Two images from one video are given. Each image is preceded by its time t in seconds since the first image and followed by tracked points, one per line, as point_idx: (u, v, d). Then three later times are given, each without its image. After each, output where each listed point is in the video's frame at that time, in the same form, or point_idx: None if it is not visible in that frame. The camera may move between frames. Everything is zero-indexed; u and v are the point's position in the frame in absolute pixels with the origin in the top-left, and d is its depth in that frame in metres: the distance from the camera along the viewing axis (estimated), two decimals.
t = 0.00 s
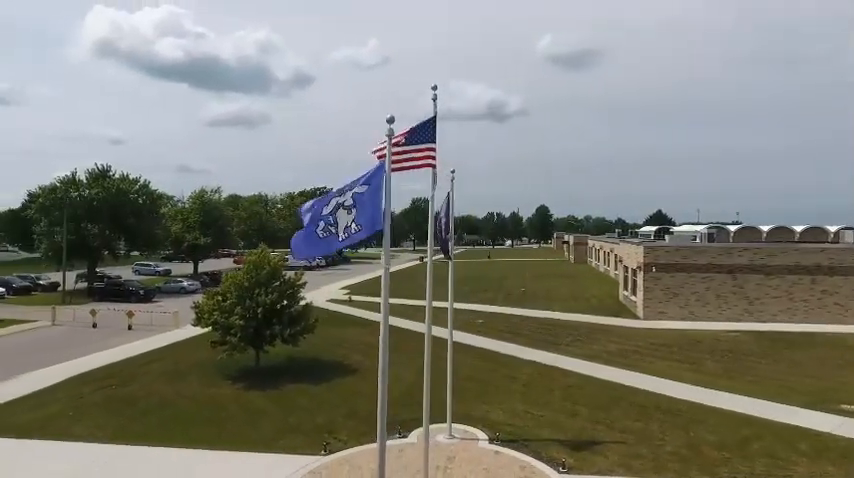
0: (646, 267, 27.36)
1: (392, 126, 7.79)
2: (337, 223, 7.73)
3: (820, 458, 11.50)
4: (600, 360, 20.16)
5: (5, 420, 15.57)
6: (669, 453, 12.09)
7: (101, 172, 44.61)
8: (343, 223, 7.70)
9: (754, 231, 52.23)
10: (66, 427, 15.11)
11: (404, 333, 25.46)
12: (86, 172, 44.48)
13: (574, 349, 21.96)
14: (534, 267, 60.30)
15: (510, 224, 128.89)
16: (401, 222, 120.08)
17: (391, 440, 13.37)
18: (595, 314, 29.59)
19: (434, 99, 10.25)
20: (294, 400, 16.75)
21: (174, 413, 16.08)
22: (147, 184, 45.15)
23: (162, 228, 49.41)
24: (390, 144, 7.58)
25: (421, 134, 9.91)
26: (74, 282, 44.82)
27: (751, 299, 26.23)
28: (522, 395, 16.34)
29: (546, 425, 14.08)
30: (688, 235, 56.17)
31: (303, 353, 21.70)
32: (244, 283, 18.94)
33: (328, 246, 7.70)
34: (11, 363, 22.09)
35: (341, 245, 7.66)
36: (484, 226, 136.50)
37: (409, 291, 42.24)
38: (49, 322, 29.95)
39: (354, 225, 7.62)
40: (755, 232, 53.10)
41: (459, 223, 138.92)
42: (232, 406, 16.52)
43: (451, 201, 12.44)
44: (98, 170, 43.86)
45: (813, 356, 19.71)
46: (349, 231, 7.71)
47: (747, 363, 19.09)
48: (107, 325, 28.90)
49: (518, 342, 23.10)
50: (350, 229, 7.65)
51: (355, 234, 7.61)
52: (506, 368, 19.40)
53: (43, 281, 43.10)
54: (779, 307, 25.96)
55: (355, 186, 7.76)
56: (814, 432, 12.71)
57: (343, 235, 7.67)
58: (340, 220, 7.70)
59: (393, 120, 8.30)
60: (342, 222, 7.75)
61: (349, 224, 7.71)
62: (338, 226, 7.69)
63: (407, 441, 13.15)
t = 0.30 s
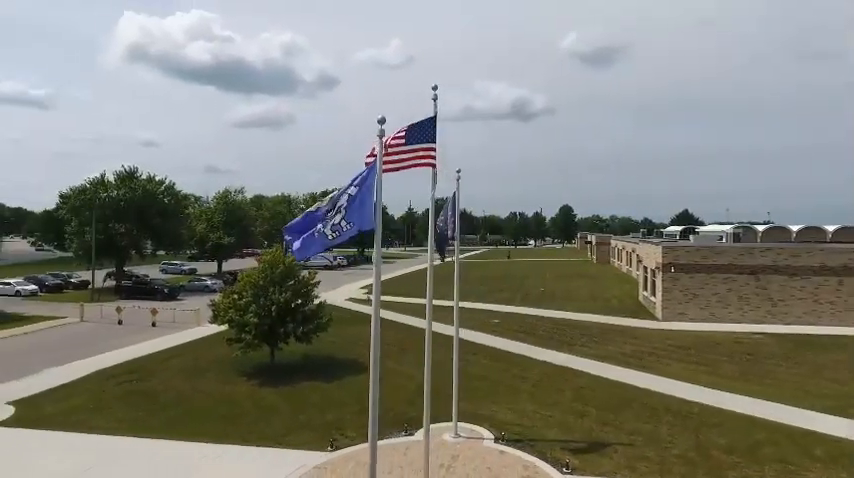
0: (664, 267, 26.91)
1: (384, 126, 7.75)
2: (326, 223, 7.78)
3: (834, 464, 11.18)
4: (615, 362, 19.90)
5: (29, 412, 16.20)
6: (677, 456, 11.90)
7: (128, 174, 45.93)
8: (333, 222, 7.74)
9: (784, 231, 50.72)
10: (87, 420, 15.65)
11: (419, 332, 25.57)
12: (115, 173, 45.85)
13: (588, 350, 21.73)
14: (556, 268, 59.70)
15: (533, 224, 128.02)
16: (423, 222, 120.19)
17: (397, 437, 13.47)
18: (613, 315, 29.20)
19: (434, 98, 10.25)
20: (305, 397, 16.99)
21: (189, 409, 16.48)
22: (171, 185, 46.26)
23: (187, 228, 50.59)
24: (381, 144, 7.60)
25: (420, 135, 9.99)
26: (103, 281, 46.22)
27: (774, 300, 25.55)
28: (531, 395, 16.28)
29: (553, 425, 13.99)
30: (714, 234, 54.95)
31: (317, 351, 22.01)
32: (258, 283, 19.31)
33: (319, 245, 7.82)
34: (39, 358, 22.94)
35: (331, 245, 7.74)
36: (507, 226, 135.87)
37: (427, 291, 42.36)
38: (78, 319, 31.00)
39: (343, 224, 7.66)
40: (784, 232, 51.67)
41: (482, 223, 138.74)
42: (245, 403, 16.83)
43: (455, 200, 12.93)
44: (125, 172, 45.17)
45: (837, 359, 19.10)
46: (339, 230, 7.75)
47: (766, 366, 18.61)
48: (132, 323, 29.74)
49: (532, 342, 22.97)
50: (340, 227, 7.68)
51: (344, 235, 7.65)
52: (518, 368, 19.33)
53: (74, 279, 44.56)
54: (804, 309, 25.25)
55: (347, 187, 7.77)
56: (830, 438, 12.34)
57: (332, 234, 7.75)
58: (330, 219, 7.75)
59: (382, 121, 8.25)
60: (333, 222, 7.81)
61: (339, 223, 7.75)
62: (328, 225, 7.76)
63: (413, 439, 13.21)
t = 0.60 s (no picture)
0: (684, 267, 26.42)
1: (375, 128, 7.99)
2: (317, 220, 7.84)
3: (847, 471, 10.88)
4: (629, 363, 19.64)
5: (53, 405, 16.83)
6: (684, 459, 11.74)
7: (155, 175, 47.15)
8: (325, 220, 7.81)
9: (816, 230, 49.23)
10: (107, 414, 16.16)
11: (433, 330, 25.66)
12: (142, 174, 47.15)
13: (603, 350, 21.50)
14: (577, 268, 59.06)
15: (556, 224, 126.74)
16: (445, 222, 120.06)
17: (403, 435, 13.57)
18: (631, 316, 28.79)
19: (435, 98, 10.32)
20: (317, 394, 17.25)
21: (204, 404, 16.90)
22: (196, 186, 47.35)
23: (211, 228, 51.66)
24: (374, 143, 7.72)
25: (421, 134, 10.08)
26: (131, 279, 47.56)
27: (799, 302, 24.89)
28: (541, 396, 16.20)
29: (560, 425, 13.91)
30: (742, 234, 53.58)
31: (332, 349, 22.29)
32: (274, 281, 19.66)
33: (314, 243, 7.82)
34: (66, 353, 23.71)
35: (322, 242, 7.82)
36: (530, 225, 134.82)
37: (446, 290, 42.41)
38: (104, 316, 31.95)
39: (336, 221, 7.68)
40: (816, 231, 50.11)
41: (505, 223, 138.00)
42: (258, 399, 17.17)
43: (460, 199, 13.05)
44: (152, 173, 46.38)
45: None
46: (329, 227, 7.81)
47: (786, 369, 18.16)
48: (156, 320, 30.55)
49: (546, 343, 22.85)
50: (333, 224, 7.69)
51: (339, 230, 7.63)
52: (530, 368, 19.26)
53: (104, 277, 45.97)
54: (830, 311, 24.54)
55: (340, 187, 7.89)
56: (845, 444, 12.01)
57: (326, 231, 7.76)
58: (321, 216, 7.81)
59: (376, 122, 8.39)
60: (325, 222, 7.86)
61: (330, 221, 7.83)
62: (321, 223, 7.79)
63: (419, 437, 13.31)
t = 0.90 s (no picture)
0: (701, 268, 25.99)
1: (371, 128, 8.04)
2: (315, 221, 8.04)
3: None
4: (641, 364, 19.41)
5: (72, 399, 17.35)
6: (689, 461, 11.59)
7: (176, 175, 48.14)
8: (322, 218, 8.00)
9: (843, 230, 47.89)
10: (123, 408, 16.59)
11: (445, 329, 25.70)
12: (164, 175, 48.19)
13: (616, 351, 21.28)
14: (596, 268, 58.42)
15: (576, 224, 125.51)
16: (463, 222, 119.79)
17: (408, 434, 13.64)
18: (647, 317, 28.39)
19: (436, 98, 10.38)
20: (326, 392, 17.44)
21: (216, 400, 17.22)
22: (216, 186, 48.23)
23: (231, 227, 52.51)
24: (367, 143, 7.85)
25: (422, 135, 10.14)
26: (153, 278, 48.59)
27: (820, 304, 24.32)
28: (548, 396, 16.13)
29: (566, 426, 13.84)
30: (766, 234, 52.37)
31: (343, 347, 22.50)
32: (286, 280, 19.96)
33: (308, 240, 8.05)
34: (88, 350, 24.39)
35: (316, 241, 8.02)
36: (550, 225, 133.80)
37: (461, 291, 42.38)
38: (126, 313, 32.73)
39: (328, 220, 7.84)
40: (843, 232, 48.72)
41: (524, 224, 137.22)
42: (269, 396, 17.43)
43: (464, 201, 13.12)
44: (173, 174, 47.37)
45: None
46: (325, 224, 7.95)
47: (803, 372, 17.76)
48: (175, 317, 31.18)
49: (558, 343, 22.70)
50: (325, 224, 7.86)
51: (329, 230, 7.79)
52: (540, 368, 19.18)
53: (127, 275, 47.06)
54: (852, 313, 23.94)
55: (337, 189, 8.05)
56: None
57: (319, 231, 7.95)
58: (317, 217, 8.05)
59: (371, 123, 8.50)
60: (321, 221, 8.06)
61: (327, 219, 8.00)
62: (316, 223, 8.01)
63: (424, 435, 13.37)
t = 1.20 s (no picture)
0: (722, 268, 25.45)
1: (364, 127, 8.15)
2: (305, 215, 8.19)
3: None
4: (656, 366, 19.15)
5: (96, 393, 17.99)
6: (696, 463, 11.42)
7: (201, 176, 49.30)
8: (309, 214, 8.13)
9: None
10: (142, 402, 17.14)
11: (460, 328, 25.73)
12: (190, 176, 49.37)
13: (631, 352, 21.01)
14: (619, 269, 57.56)
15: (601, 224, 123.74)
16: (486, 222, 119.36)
17: (415, 431, 13.75)
18: (667, 319, 27.92)
19: (436, 99, 10.49)
20: (338, 390, 17.70)
21: (231, 396, 17.65)
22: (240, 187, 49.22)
23: (255, 227, 53.47)
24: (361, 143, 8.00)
25: (422, 135, 10.28)
26: (180, 276, 49.83)
27: (847, 306, 23.61)
28: (559, 396, 16.03)
29: (573, 426, 13.77)
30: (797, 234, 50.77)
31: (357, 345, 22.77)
32: (301, 278, 20.27)
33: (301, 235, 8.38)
34: (113, 345, 25.20)
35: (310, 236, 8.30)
36: (574, 225, 132.29)
37: (480, 290, 42.31)
38: (152, 311, 33.66)
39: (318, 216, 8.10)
40: None
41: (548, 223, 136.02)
42: (282, 393, 17.75)
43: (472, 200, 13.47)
44: (198, 175, 48.52)
45: None
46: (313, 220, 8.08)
47: (824, 376, 17.24)
48: (198, 315, 31.96)
49: (574, 343, 22.53)
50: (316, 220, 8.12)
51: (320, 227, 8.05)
52: (552, 369, 19.07)
53: (155, 274, 48.39)
54: None
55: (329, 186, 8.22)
56: None
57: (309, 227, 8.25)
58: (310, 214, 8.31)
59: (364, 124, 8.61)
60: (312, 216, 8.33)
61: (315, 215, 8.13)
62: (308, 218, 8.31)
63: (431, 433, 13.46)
